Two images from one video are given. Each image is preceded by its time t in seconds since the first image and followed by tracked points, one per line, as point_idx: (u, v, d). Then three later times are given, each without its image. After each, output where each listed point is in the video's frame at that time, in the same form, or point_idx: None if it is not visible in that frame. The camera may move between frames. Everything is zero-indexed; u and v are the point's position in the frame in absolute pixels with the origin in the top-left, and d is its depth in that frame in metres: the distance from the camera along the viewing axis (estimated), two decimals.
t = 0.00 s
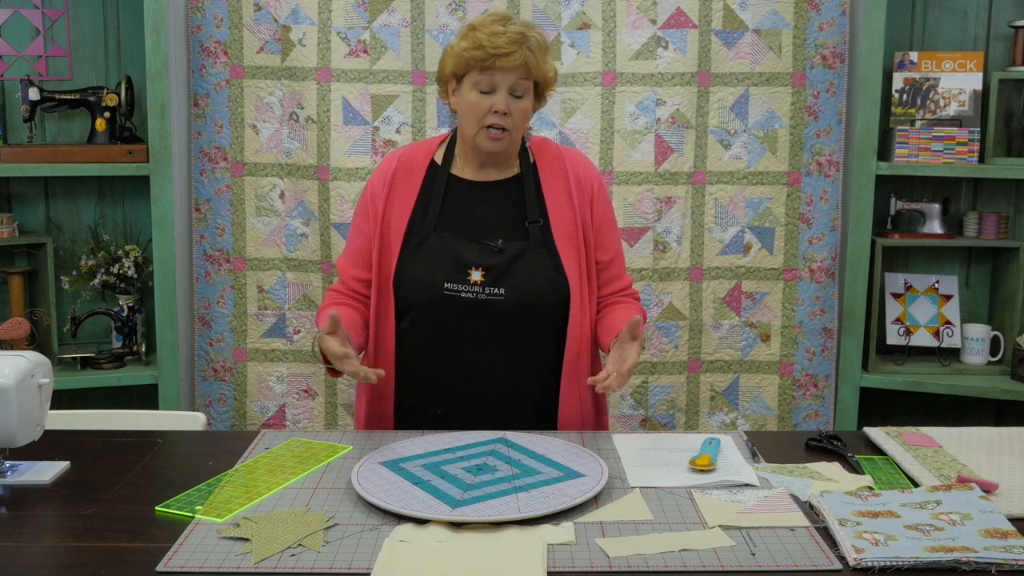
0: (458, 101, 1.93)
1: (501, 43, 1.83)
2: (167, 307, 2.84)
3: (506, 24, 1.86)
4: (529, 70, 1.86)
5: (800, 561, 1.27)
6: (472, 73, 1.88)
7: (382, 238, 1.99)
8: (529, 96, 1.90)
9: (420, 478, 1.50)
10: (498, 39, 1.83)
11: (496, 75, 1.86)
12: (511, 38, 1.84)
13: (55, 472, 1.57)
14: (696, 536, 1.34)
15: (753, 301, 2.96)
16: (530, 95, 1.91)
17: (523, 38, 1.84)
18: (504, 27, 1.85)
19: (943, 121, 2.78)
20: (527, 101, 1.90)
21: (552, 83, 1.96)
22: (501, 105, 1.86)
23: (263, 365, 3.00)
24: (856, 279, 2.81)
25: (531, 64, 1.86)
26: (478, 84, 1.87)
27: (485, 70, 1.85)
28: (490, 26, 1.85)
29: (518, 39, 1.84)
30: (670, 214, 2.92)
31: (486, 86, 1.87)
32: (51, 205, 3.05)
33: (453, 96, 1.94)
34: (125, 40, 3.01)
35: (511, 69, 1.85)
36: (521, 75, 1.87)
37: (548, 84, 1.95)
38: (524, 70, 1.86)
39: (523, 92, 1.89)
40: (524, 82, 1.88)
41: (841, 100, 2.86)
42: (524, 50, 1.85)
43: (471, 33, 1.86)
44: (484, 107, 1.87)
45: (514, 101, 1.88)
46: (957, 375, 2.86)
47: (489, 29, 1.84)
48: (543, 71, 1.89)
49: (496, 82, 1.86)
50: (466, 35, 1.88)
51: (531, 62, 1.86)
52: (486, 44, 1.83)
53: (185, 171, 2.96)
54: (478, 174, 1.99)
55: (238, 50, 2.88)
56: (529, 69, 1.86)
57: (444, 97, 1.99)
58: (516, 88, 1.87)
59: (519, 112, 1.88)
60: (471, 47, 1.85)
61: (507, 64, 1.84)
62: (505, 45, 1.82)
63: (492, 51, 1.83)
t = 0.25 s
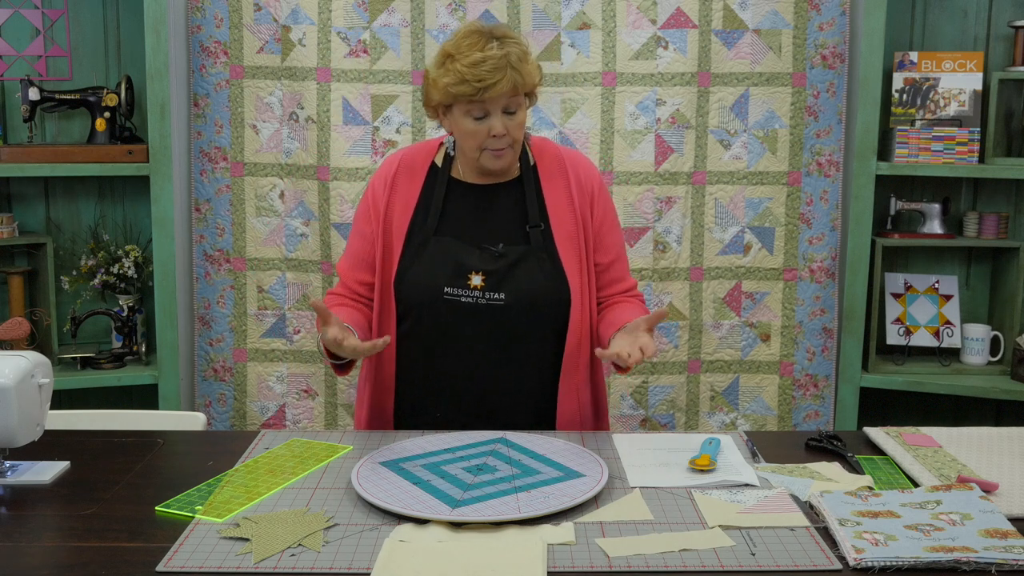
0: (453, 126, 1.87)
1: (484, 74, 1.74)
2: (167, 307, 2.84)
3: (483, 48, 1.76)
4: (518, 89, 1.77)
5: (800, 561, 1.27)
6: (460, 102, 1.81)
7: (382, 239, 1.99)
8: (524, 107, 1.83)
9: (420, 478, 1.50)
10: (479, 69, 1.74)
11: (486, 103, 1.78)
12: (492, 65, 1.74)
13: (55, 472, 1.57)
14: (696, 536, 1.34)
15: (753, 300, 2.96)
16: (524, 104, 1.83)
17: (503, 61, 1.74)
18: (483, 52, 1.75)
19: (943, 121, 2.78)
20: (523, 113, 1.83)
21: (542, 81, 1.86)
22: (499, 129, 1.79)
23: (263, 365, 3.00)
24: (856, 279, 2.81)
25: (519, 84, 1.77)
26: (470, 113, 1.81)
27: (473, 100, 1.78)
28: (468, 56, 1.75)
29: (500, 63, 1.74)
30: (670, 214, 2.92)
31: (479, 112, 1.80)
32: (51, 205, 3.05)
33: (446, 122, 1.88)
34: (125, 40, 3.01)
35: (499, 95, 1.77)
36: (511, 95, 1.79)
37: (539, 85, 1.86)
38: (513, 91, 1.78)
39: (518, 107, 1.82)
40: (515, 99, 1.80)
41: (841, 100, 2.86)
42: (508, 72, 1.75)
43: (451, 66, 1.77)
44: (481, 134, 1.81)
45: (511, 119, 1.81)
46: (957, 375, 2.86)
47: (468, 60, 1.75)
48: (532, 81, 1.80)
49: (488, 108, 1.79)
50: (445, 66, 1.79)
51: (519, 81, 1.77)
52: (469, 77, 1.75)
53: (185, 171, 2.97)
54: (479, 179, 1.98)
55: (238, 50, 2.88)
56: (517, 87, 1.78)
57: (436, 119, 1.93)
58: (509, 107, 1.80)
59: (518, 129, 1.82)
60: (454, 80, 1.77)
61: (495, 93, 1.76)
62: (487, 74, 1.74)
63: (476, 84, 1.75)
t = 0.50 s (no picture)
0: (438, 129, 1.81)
1: (463, 74, 1.68)
2: (167, 307, 2.84)
3: (466, 48, 1.71)
4: (501, 90, 1.71)
5: (800, 561, 1.27)
6: (444, 104, 1.75)
7: (380, 244, 1.97)
8: (510, 109, 1.76)
9: (420, 478, 1.50)
10: (459, 69, 1.68)
11: (468, 104, 1.72)
12: (473, 64, 1.68)
13: (55, 472, 1.57)
14: (696, 536, 1.34)
15: (753, 300, 2.96)
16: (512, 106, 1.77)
17: (485, 61, 1.69)
18: (465, 52, 1.70)
19: (943, 121, 2.78)
20: (508, 115, 1.76)
21: (532, 83, 1.80)
22: (481, 131, 1.73)
23: (263, 365, 3.00)
24: (856, 279, 2.81)
25: (501, 85, 1.70)
26: (453, 115, 1.75)
27: (454, 101, 1.72)
28: (450, 55, 1.70)
29: (480, 63, 1.68)
30: (670, 214, 2.92)
31: (462, 114, 1.74)
32: (51, 205, 3.05)
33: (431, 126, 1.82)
34: (125, 40, 3.01)
35: (481, 96, 1.71)
36: (495, 97, 1.73)
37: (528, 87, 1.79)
38: (495, 92, 1.71)
39: (503, 109, 1.75)
40: (500, 100, 1.74)
41: (841, 100, 2.86)
42: (490, 73, 1.69)
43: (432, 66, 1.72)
44: (464, 136, 1.75)
45: (495, 121, 1.75)
46: (957, 375, 2.86)
47: (449, 60, 1.70)
48: (518, 83, 1.73)
49: (471, 109, 1.73)
50: (428, 66, 1.74)
51: (501, 82, 1.70)
52: (449, 78, 1.69)
53: (185, 171, 2.97)
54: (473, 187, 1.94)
55: (238, 50, 2.88)
56: (500, 89, 1.71)
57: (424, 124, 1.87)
58: (493, 109, 1.74)
59: (503, 131, 1.75)
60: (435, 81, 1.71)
61: (476, 93, 1.69)
62: (467, 74, 1.68)
63: (456, 84, 1.69)
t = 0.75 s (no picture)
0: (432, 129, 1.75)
1: (459, 72, 1.63)
2: (167, 307, 2.84)
3: (464, 46, 1.66)
4: (496, 91, 1.66)
5: (800, 561, 1.27)
6: (438, 102, 1.69)
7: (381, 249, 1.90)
8: (506, 112, 1.71)
9: (420, 477, 1.50)
10: (455, 66, 1.63)
11: (463, 103, 1.67)
12: (469, 63, 1.63)
13: (55, 472, 1.57)
14: (696, 536, 1.34)
15: (753, 300, 2.96)
16: (508, 109, 1.71)
17: (482, 60, 1.64)
18: (462, 50, 1.65)
19: (943, 121, 2.78)
20: (504, 118, 1.70)
21: (532, 88, 1.74)
22: (475, 132, 1.67)
23: (263, 365, 3.00)
24: (856, 279, 2.81)
25: (497, 85, 1.65)
26: (447, 114, 1.69)
27: (449, 100, 1.67)
28: (447, 53, 1.65)
29: (477, 62, 1.63)
30: (670, 214, 2.92)
31: (457, 113, 1.69)
32: (51, 205, 3.05)
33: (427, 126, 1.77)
34: (125, 40, 3.01)
35: (476, 96, 1.66)
36: (490, 97, 1.67)
37: (527, 91, 1.73)
38: (490, 93, 1.66)
39: (498, 111, 1.70)
40: (496, 101, 1.68)
41: (841, 100, 2.86)
42: (486, 73, 1.64)
43: (429, 63, 1.67)
44: (457, 136, 1.69)
45: (490, 122, 1.70)
46: (958, 375, 2.86)
47: (445, 57, 1.65)
48: (515, 85, 1.68)
49: (465, 109, 1.68)
50: (425, 64, 1.69)
51: (497, 82, 1.65)
52: (444, 74, 1.64)
53: (186, 171, 2.97)
54: (468, 195, 1.86)
55: (238, 50, 2.88)
56: (495, 90, 1.66)
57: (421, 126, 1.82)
58: (488, 110, 1.68)
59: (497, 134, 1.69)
60: (430, 78, 1.66)
61: (470, 92, 1.64)
62: (462, 72, 1.63)
63: (451, 82, 1.64)
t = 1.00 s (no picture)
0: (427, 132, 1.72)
1: (455, 76, 1.60)
2: (167, 307, 2.84)
3: (462, 49, 1.62)
4: (493, 97, 1.62)
5: (800, 561, 1.27)
6: (434, 106, 1.66)
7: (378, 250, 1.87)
8: (503, 120, 1.67)
9: (420, 477, 1.50)
10: (452, 71, 1.60)
11: (458, 108, 1.64)
12: (466, 67, 1.60)
13: (55, 472, 1.57)
14: (696, 536, 1.34)
15: (753, 301, 2.96)
16: (505, 117, 1.68)
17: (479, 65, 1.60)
18: (460, 54, 1.61)
19: (943, 121, 2.79)
20: (500, 126, 1.67)
21: (531, 96, 1.70)
22: (468, 138, 1.64)
23: (263, 365, 3.00)
24: (856, 278, 2.81)
25: (494, 92, 1.62)
26: (442, 118, 1.66)
27: (444, 104, 1.64)
28: (444, 56, 1.61)
29: (474, 67, 1.60)
30: (670, 214, 2.92)
31: (451, 118, 1.66)
32: (51, 205, 3.05)
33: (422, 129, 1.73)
34: (124, 40, 3.01)
35: (471, 101, 1.62)
36: (486, 103, 1.63)
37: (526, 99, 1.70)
38: (486, 99, 1.63)
39: (494, 118, 1.66)
40: (491, 108, 1.64)
41: (841, 100, 2.86)
42: (482, 78, 1.61)
43: (426, 65, 1.63)
44: (451, 141, 1.66)
45: (485, 129, 1.66)
46: (957, 375, 2.86)
47: (443, 60, 1.61)
48: (512, 92, 1.64)
49: (460, 114, 1.64)
50: (422, 66, 1.65)
51: (494, 89, 1.61)
52: (440, 78, 1.60)
53: (186, 171, 2.97)
54: (461, 203, 1.81)
55: (238, 50, 2.88)
56: (492, 97, 1.62)
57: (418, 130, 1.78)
58: (483, 116, 1.65)
59: (492, 141, 1.65)
60: (427, 81, 1.63)
61: (465, 97, 1.61)
62: (458, 77, 1.59)
63: (446, 86, 1.60)
